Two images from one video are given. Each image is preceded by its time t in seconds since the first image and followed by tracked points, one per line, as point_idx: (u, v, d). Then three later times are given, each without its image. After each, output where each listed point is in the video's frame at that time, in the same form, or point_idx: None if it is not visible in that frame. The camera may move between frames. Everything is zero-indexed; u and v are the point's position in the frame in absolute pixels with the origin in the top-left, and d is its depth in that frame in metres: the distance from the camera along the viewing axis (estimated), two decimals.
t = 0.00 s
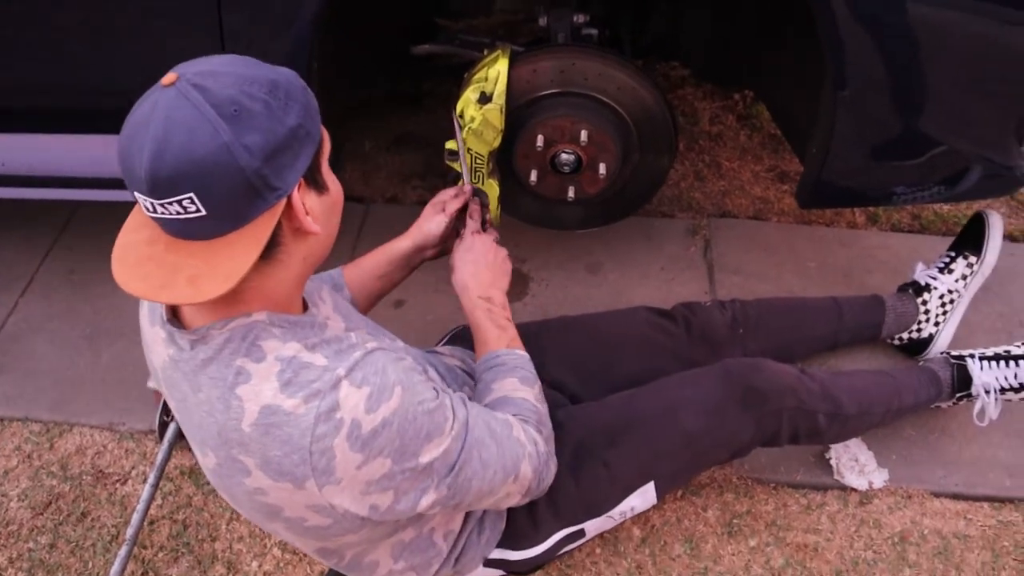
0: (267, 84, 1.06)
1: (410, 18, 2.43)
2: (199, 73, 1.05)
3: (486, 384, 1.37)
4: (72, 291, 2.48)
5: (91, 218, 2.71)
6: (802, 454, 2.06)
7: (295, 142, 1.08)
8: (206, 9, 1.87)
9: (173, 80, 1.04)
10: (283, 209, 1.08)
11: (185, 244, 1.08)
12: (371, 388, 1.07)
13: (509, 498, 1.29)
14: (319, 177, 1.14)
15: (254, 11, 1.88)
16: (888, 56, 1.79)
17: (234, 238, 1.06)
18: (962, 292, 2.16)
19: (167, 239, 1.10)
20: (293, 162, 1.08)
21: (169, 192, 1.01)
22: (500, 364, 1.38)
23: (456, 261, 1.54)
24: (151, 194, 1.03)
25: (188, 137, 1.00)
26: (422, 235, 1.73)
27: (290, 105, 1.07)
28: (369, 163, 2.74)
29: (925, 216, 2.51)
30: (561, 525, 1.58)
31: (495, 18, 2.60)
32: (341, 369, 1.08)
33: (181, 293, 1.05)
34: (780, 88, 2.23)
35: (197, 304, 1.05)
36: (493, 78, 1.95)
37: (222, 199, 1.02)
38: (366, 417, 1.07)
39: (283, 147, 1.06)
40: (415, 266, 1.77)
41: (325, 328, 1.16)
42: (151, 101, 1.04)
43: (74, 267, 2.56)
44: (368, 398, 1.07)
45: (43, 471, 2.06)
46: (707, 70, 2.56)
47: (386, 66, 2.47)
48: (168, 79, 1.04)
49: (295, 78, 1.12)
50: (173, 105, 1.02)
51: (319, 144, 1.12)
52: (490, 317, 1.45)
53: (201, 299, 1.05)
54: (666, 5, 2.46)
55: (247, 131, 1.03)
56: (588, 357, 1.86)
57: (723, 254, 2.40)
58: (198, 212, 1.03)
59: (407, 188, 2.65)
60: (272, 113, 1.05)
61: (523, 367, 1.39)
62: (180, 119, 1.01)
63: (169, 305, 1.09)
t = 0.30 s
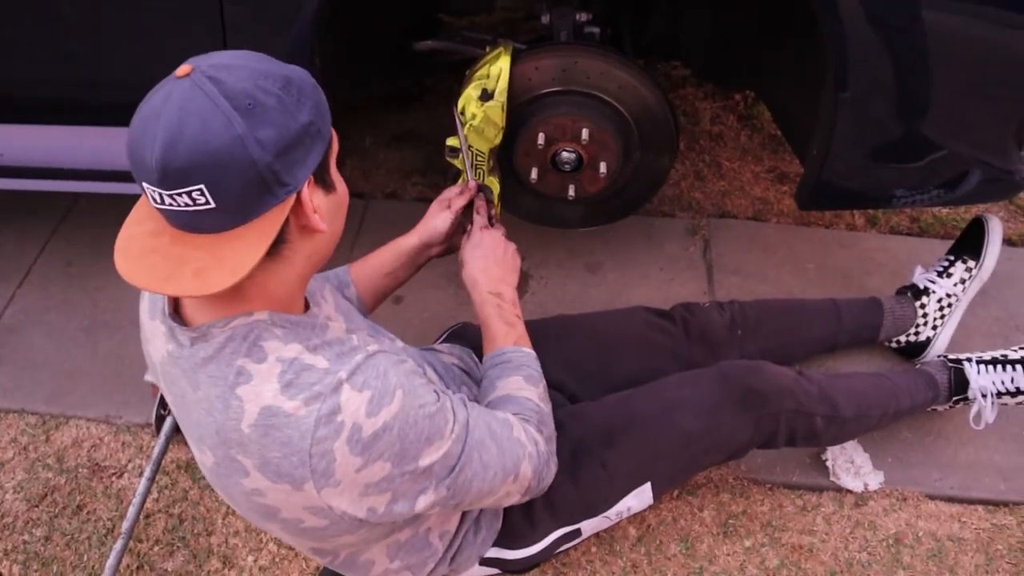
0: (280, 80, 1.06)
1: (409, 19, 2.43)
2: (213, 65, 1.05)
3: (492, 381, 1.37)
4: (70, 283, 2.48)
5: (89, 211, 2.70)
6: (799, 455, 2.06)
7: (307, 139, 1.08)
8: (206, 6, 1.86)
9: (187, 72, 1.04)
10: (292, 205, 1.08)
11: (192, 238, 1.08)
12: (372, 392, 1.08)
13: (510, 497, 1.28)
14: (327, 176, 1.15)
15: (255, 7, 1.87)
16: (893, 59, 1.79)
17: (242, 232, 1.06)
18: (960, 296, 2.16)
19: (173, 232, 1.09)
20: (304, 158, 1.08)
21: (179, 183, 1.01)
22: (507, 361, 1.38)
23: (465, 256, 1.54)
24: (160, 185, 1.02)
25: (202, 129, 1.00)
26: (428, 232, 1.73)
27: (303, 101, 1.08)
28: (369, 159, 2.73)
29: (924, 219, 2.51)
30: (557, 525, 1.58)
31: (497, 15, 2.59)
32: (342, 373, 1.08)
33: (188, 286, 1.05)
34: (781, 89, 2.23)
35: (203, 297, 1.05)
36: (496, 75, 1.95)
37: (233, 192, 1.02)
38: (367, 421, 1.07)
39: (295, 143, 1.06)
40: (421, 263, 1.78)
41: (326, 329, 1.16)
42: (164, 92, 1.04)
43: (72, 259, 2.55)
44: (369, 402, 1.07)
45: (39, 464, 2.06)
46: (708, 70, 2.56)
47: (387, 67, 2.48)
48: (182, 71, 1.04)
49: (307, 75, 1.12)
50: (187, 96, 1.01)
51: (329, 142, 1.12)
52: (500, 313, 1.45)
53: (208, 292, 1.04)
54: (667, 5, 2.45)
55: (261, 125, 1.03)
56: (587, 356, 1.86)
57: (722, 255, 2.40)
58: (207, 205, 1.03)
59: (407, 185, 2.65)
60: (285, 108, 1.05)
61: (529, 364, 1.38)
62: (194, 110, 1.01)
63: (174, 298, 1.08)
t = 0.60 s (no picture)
0: (288, 79, 1.07)
1: (409, 19, 2.43)
2: (222, 65, 1.05)
3: (484, 417, 1.36)
4: (70, 284, 2.48)
5: (88, 212, 2.70)
6: (799, 457, 2.06)
7: (313, 137, 1.08)
8: (207, 7, 1.86)
9: (196, 71, 1.04)
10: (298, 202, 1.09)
11: (197, 235, 1.08)
12: (372, 394, 1.08)
13: (499, 532, 1.27)
14: (330, 175, 1.15)
15: (255, 8, 1.87)
16: (900, 62, 1.79)
17: (250, 228, 1.06)
18: (960, 298, 2.16)
19: (178, 229, 1.09)
20: (311, 156, 1.08)
21: (188, 178, 1.01)
22: (498, 398, 1.37)
23: (449, 293, 1.55)
24: (169, 180, 1.02)
25: (211, 125, 1.00)
26: (414, 280, 1.73)
27: (310, 101, 1.08)
28: (370, 160, 2.73)
29: (924, 222, 2.51)
30: (557, 525, 1.59)
31: (498, 16, 2.60)
32: (342, 374, 1.08)
33: (195, 280, 1.05)
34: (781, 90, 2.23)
35: (210, 291, 1.05)
36: (496, 76, 1.95)
37: (242, 188, 1.02)
38: (365, 422, 1.07)
39: (302, 141, 1.06)
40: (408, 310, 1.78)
41: (325, 332, 1.16)
42: (172, 90, 1.04)
43: (73, 260, 2.55)
44: (368, 404, 1.07)
45: (39, 464, 2.06)
46: (708, 71, 2.56)
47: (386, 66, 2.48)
48: (191, 69, 1.05)
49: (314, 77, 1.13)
50: (196, 93, 1.02)
51: (334, 142, 1.13)
52: (488, 348, 1.46)
53: (215, 286, 1.05)
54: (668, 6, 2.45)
55: (269, 121, 1.03)
56: (587, 357, 1.86)
57: (722, 257, 2.40)
58: (215, 201, 1.03)
59: (408, 186, 2.65)
60: (293, 107, 1.05)
61: (520, 401, 1.38)
62: (203, 106, 1.01)
63: (180, 293, 1.09)
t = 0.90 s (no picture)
0: (297, 83, 1.07)
1: (408, 19, 2.43)
2: (232, 66, 1.05)
3: (479, 404, 1.37)
4: (71, 285, 2.47)
5: (88, 212, 2.70)
6: (800, 455, 2.06)
7: (320, 142, 1.08)
8: (206, 6, 1.86)
9: (207, 71, 1.04)
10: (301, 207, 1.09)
11: (202, 234, 1.08)
12: (374, 376, 1.08)
13: (504, 512, 1.31)
14: (337, 179, 1.15)
15: (255, 7, 1.87)
16: (904, 59, 1.79)
17: (255, 230, 1.06)
18: (962, 296, 2.16)
19: (183, 228, 1.09)
20: (317, 161, 1.08)
21: (194, 180, 1.01)
22: (492, 387, 1.39)
23: (441, 294, 1.59)
24: (175, 181, 1.02)
25: (219, 127, 1.00)
26: (412, 284, 1.74)
27: (318, 107, 1.08)
28: (370, 159, 2.73)
29: (925, 219, 2.51)
30: (559, 522, 1.59)
31: (497, 15, 2.59)
32: (344, 358, 1.08)
33: (197, 282, 1.05)
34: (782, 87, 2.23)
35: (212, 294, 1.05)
36: (496, 75, 1.95)
37: (246, 191, 1.02)
38: (369, 405, 1.07)
39: (309, 147, 1.06)
40: (400, 317, 1.77)
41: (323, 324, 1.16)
42: (181, 91, 1.04)
43: (73, 261, 2.55)
44: (371, 386, 1.07)
45: (40, 465, 2.06)
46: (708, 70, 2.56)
47: (386, 66, 2.48)
48: (201, 70, 1.04)
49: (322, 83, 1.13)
50: (206, 94, 1.02)
51: (339, 149, 1.13)
52: (480, 347, 1.49)
53: (219, 289, 1.04)
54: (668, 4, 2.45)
55: (277, 126, 1.03)
56: (588, 356, 1.86)
57: (723, 255, 2.40)
58: (220, 203, 1.03)
59: (407, 185, 2.65)
60: (301, 112, 1.05)
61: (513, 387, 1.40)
62: (212, 108, 1.01)
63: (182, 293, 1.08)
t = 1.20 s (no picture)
0: (303, 96, 1.06)
1: (410, 18, 2.43)
2: (239, 77, 1.05)
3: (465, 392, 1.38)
4: (76, 286, 2.48)
5: (93, 213, 2.71)
6: (802, 457, 2.05)
7: (322, 157, 1.08)
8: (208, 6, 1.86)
9: (212, 82, 1.04)
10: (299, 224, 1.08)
11: (199, 243, 1.08)
12: (358, 366, 1.08)
13: (506, 488, 1.29)
14: (339, 193, 1.14)
15: (256, 7, 1.87)
16: (912, 63, 1.78)
17: (252, 244, 1.06)
18: (966, 300, 2.15)
19: (182, 236, 1.10)
20: (318, 176, 1.08)
21: (193, 191, 1.01)
22: (475, 377, 1.40)
23: (417, 300, 1.60)
24: (175, 190, 1.02)
25: (221, 139, 1.00)
26: (398, 284, 1.73)
27: (322, 122, 1.08)
28: (373, 160, 2.73)
29: (930, 221, 2.50)
30: (558, 523, 1.58)
31: (500, 16, 2.59)
32: (327, 351, 1.07)
33: (193, 292, 1.05)
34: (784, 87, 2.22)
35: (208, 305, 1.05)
36: (499, 76, 1.95)
37: (245, 204, 1.02)
38: (356, 396, 1.06)
39: (310, 162, 1.06)
40: (384, 316, 1.77)
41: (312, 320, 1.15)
42: (186, 101, 1.04)
43: (77, 261, 2.55)
44: (356, 377, 1.07)
45: (44, 466, 2.06)
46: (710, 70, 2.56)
47: (387, 66, 2.48)
48: (207, 80, 1.04)
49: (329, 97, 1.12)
50: (210, 105, 1.02)
51: (342, 164, 1.12)
52: (458, 348, 1.50)
53: (213, 301, 1.05)
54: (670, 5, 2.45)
55: (279, 141, 1.03)
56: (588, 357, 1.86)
57: (726, 256, 2.39)
58: (218, 215, 1.03)
59: (410, 185, 2.65)
60: (304, 127, 1.05)
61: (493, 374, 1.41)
62: (216, 120, 1.01)
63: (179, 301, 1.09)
